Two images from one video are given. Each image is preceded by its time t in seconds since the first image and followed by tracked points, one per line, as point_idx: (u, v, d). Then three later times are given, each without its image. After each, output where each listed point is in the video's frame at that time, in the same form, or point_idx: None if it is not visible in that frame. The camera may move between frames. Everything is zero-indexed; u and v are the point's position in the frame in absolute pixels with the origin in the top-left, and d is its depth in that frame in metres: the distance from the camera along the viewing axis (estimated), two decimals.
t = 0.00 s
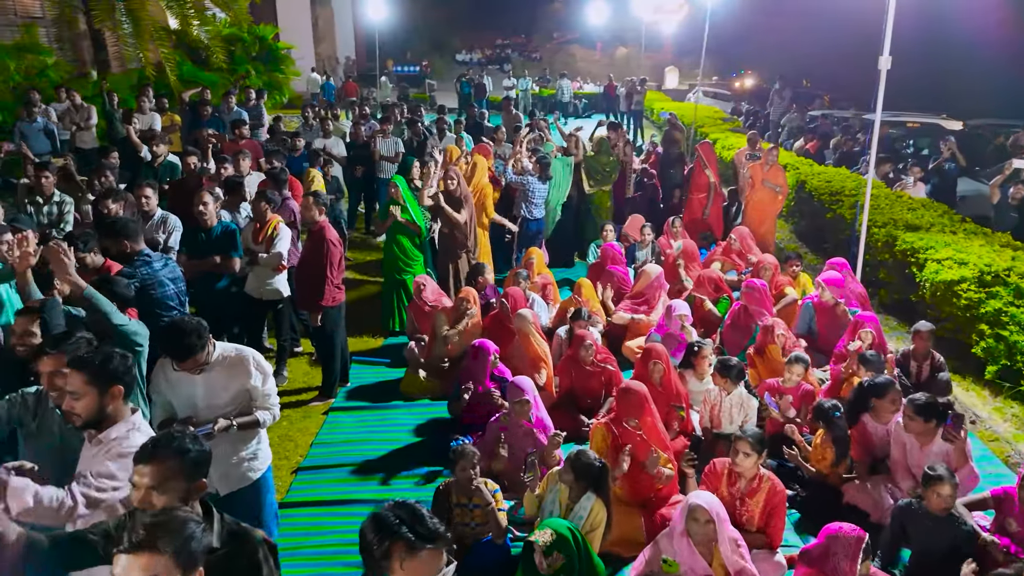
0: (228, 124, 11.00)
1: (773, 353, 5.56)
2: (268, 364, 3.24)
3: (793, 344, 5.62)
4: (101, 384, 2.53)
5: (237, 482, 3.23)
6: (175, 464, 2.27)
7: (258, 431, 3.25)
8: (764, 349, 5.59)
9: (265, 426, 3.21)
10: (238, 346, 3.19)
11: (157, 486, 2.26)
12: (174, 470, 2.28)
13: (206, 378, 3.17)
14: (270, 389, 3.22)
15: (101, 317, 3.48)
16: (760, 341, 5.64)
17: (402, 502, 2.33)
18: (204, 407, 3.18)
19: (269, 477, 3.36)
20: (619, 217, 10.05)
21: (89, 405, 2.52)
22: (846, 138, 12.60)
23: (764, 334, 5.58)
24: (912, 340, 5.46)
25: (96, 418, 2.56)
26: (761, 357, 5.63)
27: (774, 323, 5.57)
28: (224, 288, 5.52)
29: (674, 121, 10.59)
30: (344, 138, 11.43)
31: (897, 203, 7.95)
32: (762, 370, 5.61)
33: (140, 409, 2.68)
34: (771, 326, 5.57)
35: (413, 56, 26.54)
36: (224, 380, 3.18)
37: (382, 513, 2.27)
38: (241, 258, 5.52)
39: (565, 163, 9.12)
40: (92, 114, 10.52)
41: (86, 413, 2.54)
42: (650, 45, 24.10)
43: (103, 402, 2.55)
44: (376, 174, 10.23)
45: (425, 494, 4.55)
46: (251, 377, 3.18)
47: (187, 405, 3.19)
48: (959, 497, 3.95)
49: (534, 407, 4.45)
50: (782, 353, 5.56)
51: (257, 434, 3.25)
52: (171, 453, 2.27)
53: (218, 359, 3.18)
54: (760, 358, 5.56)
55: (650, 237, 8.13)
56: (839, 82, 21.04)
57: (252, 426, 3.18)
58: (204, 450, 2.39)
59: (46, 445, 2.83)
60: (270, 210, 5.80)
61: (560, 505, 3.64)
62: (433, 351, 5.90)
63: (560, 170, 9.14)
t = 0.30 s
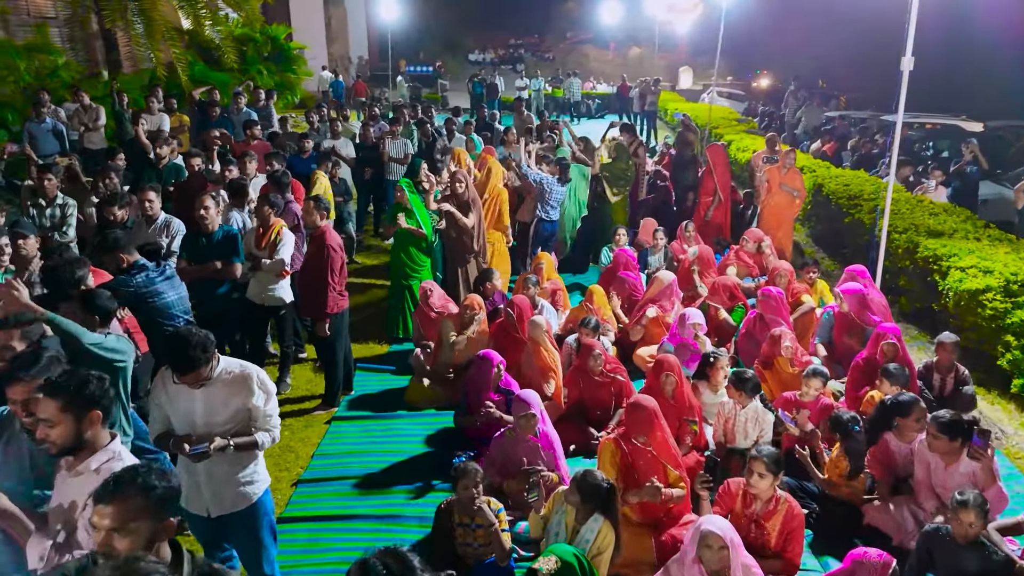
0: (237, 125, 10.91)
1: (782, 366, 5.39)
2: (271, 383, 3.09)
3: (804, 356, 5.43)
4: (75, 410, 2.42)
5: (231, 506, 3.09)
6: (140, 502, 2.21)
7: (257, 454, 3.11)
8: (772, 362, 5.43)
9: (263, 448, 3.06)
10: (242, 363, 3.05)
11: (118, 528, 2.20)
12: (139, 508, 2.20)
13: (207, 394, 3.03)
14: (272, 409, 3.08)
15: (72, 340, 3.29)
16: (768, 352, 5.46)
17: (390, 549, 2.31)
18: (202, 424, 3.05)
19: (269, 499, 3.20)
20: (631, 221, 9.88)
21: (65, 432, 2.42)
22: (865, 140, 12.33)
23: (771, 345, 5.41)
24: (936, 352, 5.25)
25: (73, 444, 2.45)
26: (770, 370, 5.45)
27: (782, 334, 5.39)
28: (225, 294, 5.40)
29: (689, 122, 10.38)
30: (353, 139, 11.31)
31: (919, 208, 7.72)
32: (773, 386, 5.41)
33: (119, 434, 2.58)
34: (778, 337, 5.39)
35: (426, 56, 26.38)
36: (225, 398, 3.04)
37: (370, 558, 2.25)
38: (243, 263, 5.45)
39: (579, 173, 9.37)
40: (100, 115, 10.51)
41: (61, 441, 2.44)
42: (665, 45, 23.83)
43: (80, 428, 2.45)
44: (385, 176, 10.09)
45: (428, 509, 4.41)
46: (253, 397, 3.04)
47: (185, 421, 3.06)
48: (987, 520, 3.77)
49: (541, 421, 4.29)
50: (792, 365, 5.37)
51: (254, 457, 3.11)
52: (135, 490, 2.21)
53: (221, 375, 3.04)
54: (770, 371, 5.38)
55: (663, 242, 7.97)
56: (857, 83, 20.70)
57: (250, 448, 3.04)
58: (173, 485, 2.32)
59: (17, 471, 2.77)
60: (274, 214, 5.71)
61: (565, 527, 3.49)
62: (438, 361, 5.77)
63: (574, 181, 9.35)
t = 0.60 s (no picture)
0: (240, 126, 10.78)
1: (795, 375, 5.20)
2: (267, 406, 2.92)
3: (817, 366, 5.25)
4: (41, 439, 2.28)
5: (217, 534, 2.92)
6: (82, 554, 2.05)
7: (247, 479, 2.94)
8: (786, 371, 5.23)
9: (255, 474, 2.89)
10: (238, 383, 2.88)
11: None
12: (82, 559, 2.06)
13: (199, 415, 2.86)
14: (267, 433, 2.91)
15: (49, 339, 3.26)
16: (781, 361, 5.27)
17: None
18: (191, 445, 2.89)
19: (258, 526, 3.04)
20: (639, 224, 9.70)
21: (31, 463, 2.28)
22: (877, 142, 12.10)
23: (785, 353, 5.22)
24: (956, 365, 5.06)
25: (39, 475, 2.30)
26: (784, 380, 5.24)
27: (796, 342, 5.23)
28: (220, 302, 5.24)
29: (698, 124, 10.19)
30: (357, 140, 11.17)
31: (935, 213, 7.52)
32: (788, 398, 5.20)
33: (89, 461, 2.43)
34: (792, 344, 5.22)
35: (433, 56, 26.21)
36: (217, 420, 2.88)
37: None
38: (238, 270, 5.34)
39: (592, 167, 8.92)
40: (101, 116, 10.41)
41: (26, 473, 2.30)
42: (673, 45, 23.61)
43: (47, 458, 2.30)
44: (388, 178, 9.95)
45: (426, 529, 4.24)
46: (247, 419, 2.88)
47: (174, 442, 2.90)
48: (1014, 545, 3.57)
49: (544, 436, 4.12)
50: (806, 375, 5.18)
51: (244, 484, 2.94)
52: (79, 541, 2.05)
53: (216, 396, 2.86)
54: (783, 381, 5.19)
55: (672, 247, 7.82)
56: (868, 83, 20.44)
57: (241, 473, 2.88)
58: (121, 532, 2.15)
59: None
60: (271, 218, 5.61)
61: (567, 553, 3.31)
62: (438, 373, 5.59)
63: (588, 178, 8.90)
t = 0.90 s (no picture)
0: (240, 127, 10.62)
1: (814, 384, 4.96)
2: (252, 434, 2.72)
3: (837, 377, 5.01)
4: None
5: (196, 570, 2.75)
6: None
7: (229, 511, 2.76)
8: (804, 379, 4.98)
9: (237, 507, 2.71)
10: (220, 410, 2.68)
11: None
12: None
13: (177, 443, 2.67)
14: (251, 464, 2.72)
15: (23, 363, 3.14)
16: (800, 370, 5.02)
17: None
18: (169, 474, 2.70)
19: (240, 560, 2.86)
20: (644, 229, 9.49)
21: None
22: (888, 144, 11.88)
23: (806, 362, 4.97)
24: (976, 379, 4.85)
25: None
26: (802, 388, 5.00)
27: (819, 351, 4.97)
28: (211, 312, 5.05)
29: (706, 125, 9.98)
30: (359, 142, 11.01)
31: (950, 218, 7.31)
32: (807, 410, 4.98)
33: (50, 500, 2.26)
34: (814, 353, 4.96)
35: (439, 56, 25.99)
36: (197, 448, 2.68)
37: None
38: (230, 279, 5.18)
39: (601, 175, 8.77)
40: (99, 117, 10.22)
41: None
42: (680, 45, 23.38)
43: (3, 496, 2.12)
44: (390, 181, 9.79)
45: (422, 552, 4.06)
46: (229, 448, 2.68)
47: (152, 470, 2.71)
48: None
49: (546, 457, 3.92)
50: (826, 388, 4.94)
51: (225, 516, 2.75)
52: None
53: (196, 422, 2.67)
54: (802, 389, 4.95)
55: (679, 252, 7.64)
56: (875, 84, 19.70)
57: (222, 505, 2.69)
58: None
59: None
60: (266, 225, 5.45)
61: None
62: (434, 385, 5.40)
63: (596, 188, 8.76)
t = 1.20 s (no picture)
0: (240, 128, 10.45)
1: (834, 399, 4.69)
2: (230, 467, 2.53)
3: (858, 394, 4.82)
4: None
5: None
6: None
7: (205, 549, 2.58)
8: (825, 393, 4.72)
9: (214, 545, 2.54)
10: (196, 441, 2.49)
11: None
12: None
13: (148, 477, 2.47)
14: (228, 499, 2.53)
15: None
16: (822, 384, 4.75)
17: None
18: (139, 509, 2.51)
19: None
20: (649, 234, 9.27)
21: None
22: (900, 147, 11.63)
23: (829, 375, 4.69)
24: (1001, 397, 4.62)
25: None
26: (824, 401, 4.73)
27: (843, 365, 4.70)
28: (202, 324, 4.83)
29: (714, 127, 9.75)
30: (361, 143, 10.82)
31: (968, 224, 7.08)
32: (827, 426, 4.70)
33: None
34: (838, 367, 4.69)
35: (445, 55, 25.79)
36: (170, 482, 2.49)
37: None
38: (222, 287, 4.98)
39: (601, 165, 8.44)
40: (97, 118, 10.09)
41: None
42: (688, 44, 23.09)
43: None
44: (392, 184, 9.60)
45: None
46: (205, 484, 2.49)
47: (121, 505, 2.52)
48: None
49: (549, 481, 3.72)
50: (847, 404, 4.70)
51: (201, 553, 2.58)
52: None
53: (169, 455, 2.47)
54: (826, 402, 4.68)
55: (687, 258, 7.43)
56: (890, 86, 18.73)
57: (197, 543, 2.52)
58: None
59: None
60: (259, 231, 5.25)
61: None
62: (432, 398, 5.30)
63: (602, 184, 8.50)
